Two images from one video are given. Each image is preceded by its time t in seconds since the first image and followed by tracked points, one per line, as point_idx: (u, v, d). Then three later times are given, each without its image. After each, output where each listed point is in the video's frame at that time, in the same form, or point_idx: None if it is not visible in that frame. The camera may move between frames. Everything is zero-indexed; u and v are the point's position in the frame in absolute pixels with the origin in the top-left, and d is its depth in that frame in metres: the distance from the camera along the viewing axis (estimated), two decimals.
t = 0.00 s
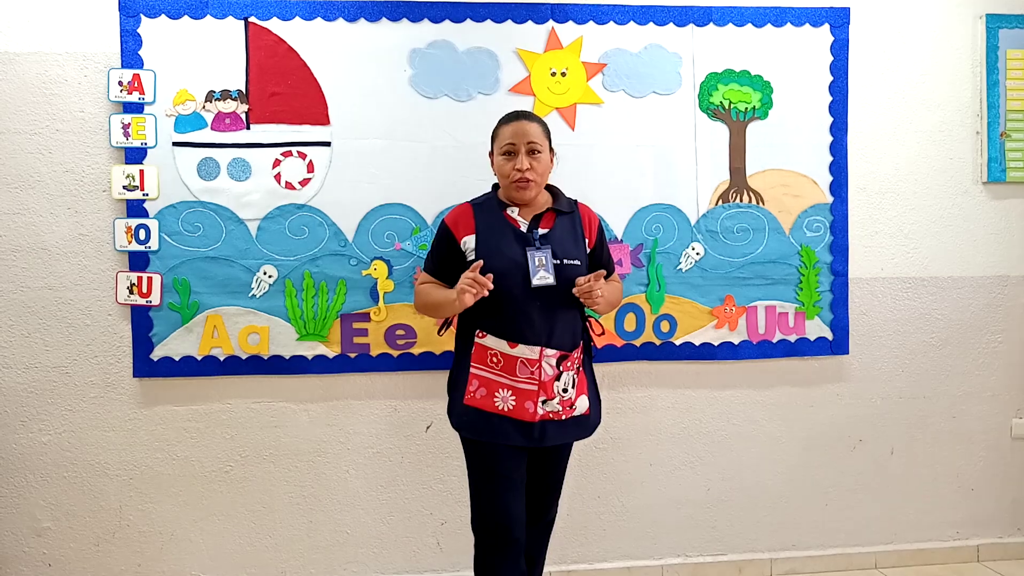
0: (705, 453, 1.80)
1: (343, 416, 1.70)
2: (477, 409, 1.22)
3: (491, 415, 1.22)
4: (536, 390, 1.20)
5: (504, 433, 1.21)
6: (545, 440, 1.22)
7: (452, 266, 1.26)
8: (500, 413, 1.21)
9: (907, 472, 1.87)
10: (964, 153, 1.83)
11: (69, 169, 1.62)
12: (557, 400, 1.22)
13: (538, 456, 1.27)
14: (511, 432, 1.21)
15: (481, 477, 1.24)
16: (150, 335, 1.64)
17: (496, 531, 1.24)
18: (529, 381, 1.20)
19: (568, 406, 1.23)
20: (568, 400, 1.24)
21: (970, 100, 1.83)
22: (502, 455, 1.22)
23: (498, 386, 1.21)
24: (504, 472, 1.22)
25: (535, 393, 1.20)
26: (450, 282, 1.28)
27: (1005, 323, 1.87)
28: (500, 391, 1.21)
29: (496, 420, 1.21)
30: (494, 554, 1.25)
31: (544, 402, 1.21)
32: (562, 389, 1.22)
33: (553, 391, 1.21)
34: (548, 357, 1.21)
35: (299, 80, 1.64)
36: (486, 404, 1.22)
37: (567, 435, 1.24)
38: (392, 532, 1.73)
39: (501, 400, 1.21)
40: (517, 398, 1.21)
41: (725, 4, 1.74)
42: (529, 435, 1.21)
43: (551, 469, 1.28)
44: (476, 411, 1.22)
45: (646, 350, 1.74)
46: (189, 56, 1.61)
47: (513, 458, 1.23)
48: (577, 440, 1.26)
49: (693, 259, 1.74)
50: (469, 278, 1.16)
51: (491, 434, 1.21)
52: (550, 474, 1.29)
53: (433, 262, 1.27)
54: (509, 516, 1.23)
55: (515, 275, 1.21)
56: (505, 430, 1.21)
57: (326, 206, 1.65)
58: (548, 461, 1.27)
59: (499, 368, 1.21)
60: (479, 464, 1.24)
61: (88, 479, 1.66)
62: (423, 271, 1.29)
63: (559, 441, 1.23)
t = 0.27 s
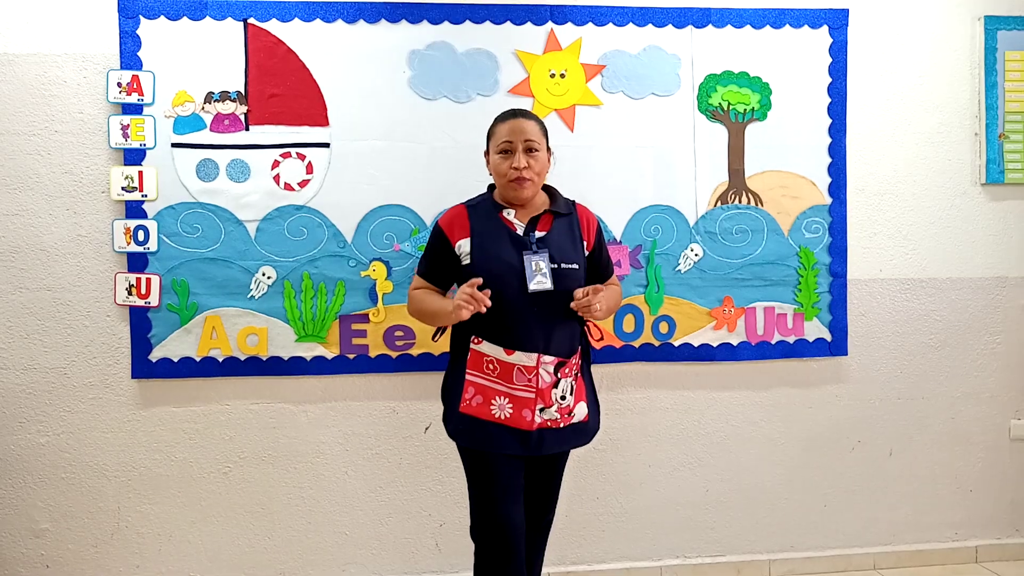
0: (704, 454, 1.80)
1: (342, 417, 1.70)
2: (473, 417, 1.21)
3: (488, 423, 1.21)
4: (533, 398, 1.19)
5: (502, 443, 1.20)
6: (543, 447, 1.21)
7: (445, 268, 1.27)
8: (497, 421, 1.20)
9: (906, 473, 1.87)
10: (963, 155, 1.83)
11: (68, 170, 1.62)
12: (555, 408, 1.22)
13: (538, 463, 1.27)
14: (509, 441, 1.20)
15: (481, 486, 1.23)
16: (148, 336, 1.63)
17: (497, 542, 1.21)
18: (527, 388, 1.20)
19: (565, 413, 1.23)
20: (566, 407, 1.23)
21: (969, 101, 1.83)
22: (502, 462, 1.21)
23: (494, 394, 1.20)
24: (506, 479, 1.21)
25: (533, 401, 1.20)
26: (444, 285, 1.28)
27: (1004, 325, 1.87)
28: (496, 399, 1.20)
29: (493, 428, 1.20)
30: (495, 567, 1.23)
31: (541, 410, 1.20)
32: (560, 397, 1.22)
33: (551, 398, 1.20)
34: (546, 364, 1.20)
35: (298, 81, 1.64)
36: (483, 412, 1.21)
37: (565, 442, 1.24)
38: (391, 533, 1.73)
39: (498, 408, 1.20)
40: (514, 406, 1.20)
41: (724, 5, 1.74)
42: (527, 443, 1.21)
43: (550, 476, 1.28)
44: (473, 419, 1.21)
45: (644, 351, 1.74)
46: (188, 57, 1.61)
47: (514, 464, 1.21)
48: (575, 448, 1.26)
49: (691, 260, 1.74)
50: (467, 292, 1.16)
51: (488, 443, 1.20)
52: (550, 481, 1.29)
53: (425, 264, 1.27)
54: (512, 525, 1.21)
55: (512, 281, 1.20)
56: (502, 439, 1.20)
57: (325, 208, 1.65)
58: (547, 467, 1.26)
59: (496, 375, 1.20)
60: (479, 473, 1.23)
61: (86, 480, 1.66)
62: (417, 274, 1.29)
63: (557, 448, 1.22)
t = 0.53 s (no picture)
0: (703, 454, 1.80)
1: (341, 417, 1.70)
2: (466, 425, 1.18)
3: (480, 431, 1.18)
4: (526, 403, 1.16)
5: (496, 450, 1.17)
6: (538, 455, 1.18)
7: (436, 274, 1.22)
8: (489, 429, 1.17)
9: (905, 473, 1.87)
10: (962, 155, 1.84)
11: (67, 170, 1.62)
12: (549, 414, 1.18)
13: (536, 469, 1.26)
14: (503, 449, 1.17)
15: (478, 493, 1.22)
16: (148, 336, 1.63)
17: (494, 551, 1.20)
18: (520, 394, 1.17)
19: (561, 419, 1.20)
20: (562, 413, 1.20)
21: (968, 101, 1.83)
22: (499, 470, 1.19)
23: (486, 400, 1.17)
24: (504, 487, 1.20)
25: (526, 407, 1.17)
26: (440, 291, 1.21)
27: (1003, 325, 1.87)
28: (488, 406, 1.17)
29: (486, 436, 1.17)
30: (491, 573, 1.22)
31: (535, 416, 1.17)
32: (554, 402, 1.19)
33: (545, 403, 1.17)
34: (538, 368, 1.17)
35: (298, 81, 1.64)
36: (475, 420, 1.18)
37: (561, 449, 1.20)
38: (390, 533, 1.73)
39: (491, 415, 1.18)
40: (507, 413, 1.17)
41: (723, 5, 1.74)
42: (522, 451, 1.18)
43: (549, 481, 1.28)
44: (465, 427, 1.18)
45: (644, 351, 1.74)
46: (187, 57, 1.61)
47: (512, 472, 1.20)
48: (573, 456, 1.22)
49: (691, 260, 1.74)
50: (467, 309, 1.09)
51: (481, 452, 1.17)
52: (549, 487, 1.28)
53: (417, 269, 1.22)
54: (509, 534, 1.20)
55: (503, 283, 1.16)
56: (495, 447, 1.17)
57: (324, 208, 1.65)
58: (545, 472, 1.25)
59: (487, 381, 1.17)
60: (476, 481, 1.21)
61: (85, 480, 1.66)
62: (410, 281, 1.23)
63: (553, 456, 1.19)
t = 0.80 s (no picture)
0: (702, 454, 1.80)
1: (341, 417, 1.70)
2: (460, 423, 1.14)
3: (476, 428, 1.13)
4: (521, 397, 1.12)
5: (491, 449, 1.13)
6: (538, 451, 1.13)
7: (425, 266, 1.19)
8: (485, 425, 1.13)
9: (905, 473, 1.87)
10: (961, 155, 1.84)
11: (66, 170, 1.62)
12: (546, 407, 1.14)
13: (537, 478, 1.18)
14: (499, 447, 1.13)
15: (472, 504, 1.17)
16: (147, 336, 1.63)
17: (485, 558, 1.17)
18: (515, 387, 1.12)
19: (559, 412, 1.15)
20: (559, 406, 1.15)
21: (967, 102, 1.83)
22: (492, 476, 1.15)
23: (480, 396, 1.13)
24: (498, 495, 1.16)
25: (522, 400, 1.12)
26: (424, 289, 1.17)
27: (1002, 325, 1.87)
28: (483, 401, 1.13)
29: (481, 434, 1.13)
30: None
31: (532, 409, 1.13)
32: (551, 394, 1.14)
33: (541, 396, 1.13)
34: (533, 359, 1.13)
35: (297, 81, 1.64)
36: (470, 418, 1.13)
37: (561, 445, 1.15)
38: (390, 533, 1.73)
39: (486, 411, 1.13)
40: (502, 407, 1.12)
41: (723, 6, 1.74)
42: (520, 448, 1.13)
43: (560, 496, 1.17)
44: (460, 426, 1.14)
45: (644, 351, 1.74)
46: (187, 57, 1.61)
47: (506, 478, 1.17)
48: (573, 454, 1.17)
49: (691, 260, 1.74)
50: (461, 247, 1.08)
51: (477, 450, 1.13)
52: (559, 502, 1.18)
53: (404, 262, 1.19)
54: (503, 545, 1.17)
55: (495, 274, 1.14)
56: (491, 445, 1.13)
57: (323, 208, 1.65)
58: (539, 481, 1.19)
59: (480, 376, 1.13)
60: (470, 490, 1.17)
61: (85, 480, 1.66)
62: (396, 273, 1.20)
63: (553, 454, 1.14)
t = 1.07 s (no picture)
0: (702, 453, 1.80)
1: (341, 416, 1.70)
2: (457, 424, 1.14)
3: (474, 429, 1.13)
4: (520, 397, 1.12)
5: (488, 450, 1.13)
6: (535, 451, 1.13)
7: (420, 268, 1.19)
8: (482, 426, 1.13)
9: (905, 473, 1.87)
10: (961, 154, 1.83)
11: (66, 169, 1.62)
12: (544, 407, 1.14)
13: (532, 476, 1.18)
14: (496, 448, 1.13)
15: (467, 505, 1.17)
16: (147, 335, 1.63)
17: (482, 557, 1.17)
18: (512, 388, 1.12)
19: (556, 412, 1.15)
20: (556, 406, 1.15)
21: (967, 101, 1.83)
22: (489, 477, 1.15)
23: (478, 397, 1.13)
24: (492, 495, 1.16)
25: (520, 401, 1.12)
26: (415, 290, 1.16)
27: (1002, 324, 1.87)
28: (480, 402, 1.13)
29: (479, 434, 1.13)
30: None
31: (529, 410, 1.12)
32: (548, 394, 1.14)
33: (539, 397, 1.12)
34: (532, 360, 1.13)
35: (297, 80, 1.63)
36: (467, 419, 1.13)
37: (558, 445, 1.15)
38: (389, 532, 1.73)
39: (483, 412, 1.13)
40: (500, 408, 1.12)
41: (723, 5, 1.74)
42: (517, 449, 1.13)
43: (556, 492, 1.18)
44: (457, 427, 1.14)
45: (643, 350, 1.74)
46: (187, 56, 1.61)
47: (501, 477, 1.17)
48: (570, 453, 1.17)
49: (690, 259, 1.74)
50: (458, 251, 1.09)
51: (474, 451, 1.13)
52: (558, 503, 1.17)
53: (399, 265, 1.18)
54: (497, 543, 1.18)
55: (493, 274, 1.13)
56: (489, 446, 1.13)
57: (323, 207, 1.65)
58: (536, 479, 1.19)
59: (478, 377, 1.13)
60: (466, 491, 1.16)
61: (85, 479, 1.66)
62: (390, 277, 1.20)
63: (551, 453, 1.14)
